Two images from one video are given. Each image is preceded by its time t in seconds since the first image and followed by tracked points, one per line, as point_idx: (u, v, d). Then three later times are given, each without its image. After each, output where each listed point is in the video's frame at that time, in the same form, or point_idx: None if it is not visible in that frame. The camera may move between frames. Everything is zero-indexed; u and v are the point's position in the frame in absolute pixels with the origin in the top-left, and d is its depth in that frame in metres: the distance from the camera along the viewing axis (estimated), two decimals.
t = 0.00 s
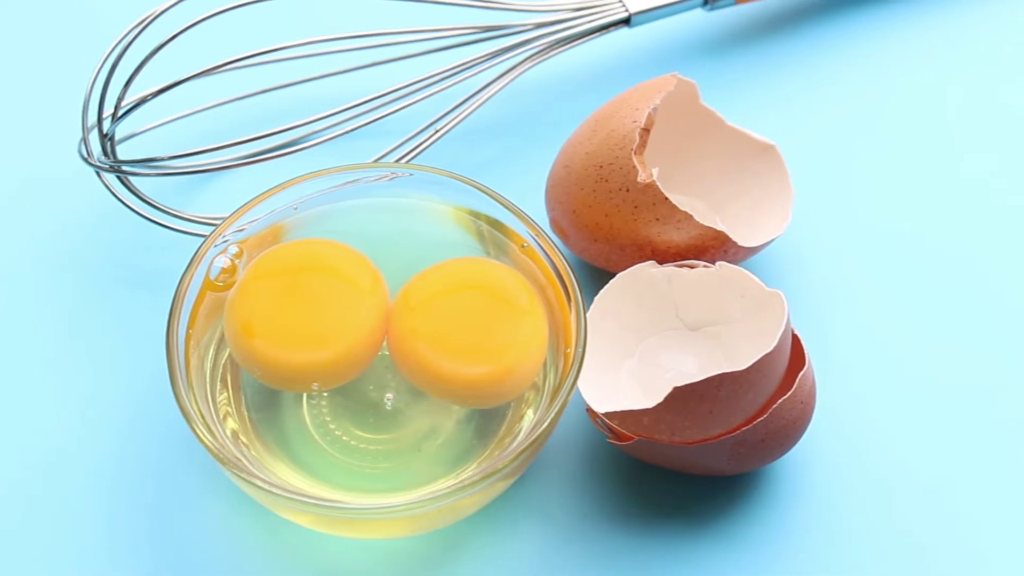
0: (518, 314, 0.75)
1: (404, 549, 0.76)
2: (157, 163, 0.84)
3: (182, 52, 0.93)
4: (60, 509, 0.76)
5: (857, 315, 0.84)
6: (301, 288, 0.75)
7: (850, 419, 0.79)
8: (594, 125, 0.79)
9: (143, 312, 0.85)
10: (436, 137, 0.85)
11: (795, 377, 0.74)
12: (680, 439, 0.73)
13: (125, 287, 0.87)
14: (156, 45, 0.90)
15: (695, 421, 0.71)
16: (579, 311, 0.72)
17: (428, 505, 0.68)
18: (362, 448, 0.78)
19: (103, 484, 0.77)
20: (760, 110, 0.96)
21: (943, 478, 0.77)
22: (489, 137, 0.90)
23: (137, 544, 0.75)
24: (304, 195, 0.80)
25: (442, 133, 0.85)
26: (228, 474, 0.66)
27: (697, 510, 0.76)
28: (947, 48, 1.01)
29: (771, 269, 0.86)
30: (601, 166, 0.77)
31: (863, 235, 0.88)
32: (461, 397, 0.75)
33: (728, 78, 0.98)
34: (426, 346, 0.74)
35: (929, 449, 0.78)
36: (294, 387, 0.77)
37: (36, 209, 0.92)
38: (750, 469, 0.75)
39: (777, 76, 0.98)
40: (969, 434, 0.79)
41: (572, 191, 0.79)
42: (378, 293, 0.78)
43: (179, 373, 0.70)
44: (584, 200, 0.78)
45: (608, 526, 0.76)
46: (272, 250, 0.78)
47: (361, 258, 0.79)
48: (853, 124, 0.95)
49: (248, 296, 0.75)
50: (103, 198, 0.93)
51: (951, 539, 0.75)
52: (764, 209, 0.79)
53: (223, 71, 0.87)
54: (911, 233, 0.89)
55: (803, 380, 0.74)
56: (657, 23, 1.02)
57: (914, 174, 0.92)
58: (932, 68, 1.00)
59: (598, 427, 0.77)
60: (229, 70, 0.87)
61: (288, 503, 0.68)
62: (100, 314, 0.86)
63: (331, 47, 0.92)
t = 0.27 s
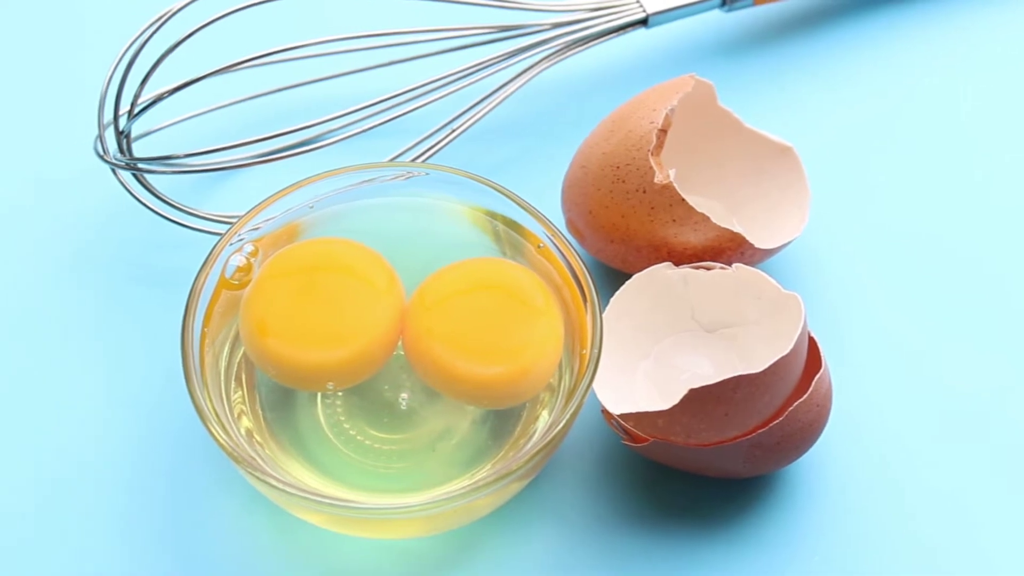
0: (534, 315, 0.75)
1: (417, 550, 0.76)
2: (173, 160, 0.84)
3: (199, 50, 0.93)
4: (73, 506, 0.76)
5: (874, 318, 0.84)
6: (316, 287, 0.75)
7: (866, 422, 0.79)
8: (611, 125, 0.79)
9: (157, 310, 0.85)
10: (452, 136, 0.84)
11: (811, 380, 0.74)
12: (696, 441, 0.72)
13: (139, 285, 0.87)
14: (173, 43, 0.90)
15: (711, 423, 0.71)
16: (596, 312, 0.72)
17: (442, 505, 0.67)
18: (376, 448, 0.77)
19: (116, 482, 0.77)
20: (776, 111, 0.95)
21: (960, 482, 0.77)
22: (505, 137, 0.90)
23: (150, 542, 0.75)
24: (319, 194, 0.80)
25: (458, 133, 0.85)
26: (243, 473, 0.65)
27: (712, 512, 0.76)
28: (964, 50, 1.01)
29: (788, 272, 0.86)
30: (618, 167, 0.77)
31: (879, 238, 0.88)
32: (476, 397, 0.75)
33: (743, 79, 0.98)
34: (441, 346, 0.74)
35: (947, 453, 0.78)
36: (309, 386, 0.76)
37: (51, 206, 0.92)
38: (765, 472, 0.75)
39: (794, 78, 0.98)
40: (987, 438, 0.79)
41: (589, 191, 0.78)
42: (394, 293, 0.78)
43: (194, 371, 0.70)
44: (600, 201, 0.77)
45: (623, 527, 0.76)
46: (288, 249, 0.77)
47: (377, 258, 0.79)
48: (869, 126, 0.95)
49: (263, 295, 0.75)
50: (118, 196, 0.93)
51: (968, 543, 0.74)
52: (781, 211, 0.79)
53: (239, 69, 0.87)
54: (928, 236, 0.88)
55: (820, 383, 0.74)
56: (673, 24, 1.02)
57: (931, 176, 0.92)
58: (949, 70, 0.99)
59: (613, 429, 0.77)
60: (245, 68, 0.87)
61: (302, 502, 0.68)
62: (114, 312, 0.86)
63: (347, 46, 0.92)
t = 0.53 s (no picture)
0: (544, 315, 0.75)
1: (426, 550, 0.76)
2: (183, 159, 0.84)
3: (210, 49, 0.93)
4: (82, 504, 0.76)
5: (886, 318, 0.84)
6: (326, 286, 0.75)
7: (877, 424, 0.79)
8: (622, 126, 0.79)
9: (167, 309, 0.85)
10: (463, 136, 0.84)
11: (822, 382, 0.74)
12: (706, 443, 0.72)
13: (149, 284, 0.87)
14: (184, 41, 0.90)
15: (722, 425, 0.71)
16: (606, 312, 0.72)
17: (452, 506, 0.67)
18: (386, 448, 0.77)
19: (125, 480, 0.77)
20: (789, 111, 0.95)
21: (972, 484, 0.77)
22: (516, 137, 0.90)
23: (159, 540, 0.75)
24: (330, 193, 0.80)
25: (469, 133, 0.85)
26: (252, 473, 0.65)
27: (722, 513, 0.76)
28: (976, 50, 1.00)
29: (799, 273, 0.86)
30: (629, 167, 0.76)
31: (891, 239, 0.88)
32: (486, 398, 0.75)
33: (754, 79, 0.98)
34: (451, 346, 0.74)
35: (958, 455, 0.78)
36: (319, 386, 0.76)
37: (63, 207, 0.93)
38: (776, 473, 0.75)
39: (806, 78, 0.98)
40: (999, 440, 0.78)
41: (600, 192, 0.78)
42: (404, 293, 0.78)
43: (203, 370, 0.70)
44: (611, 202, 0.77)
45: (633, 529, 0.76)
46: (298, 249, 0.77)
47: (387, 258, 0.79)
48: (881, 126, 0.94)
49: (273, 294, 0.74)
50: (129, 196, 0.93)
51: (980, 546, 0.74)
52: (792, 213, 0.79)
53: (250, 68, 0.87)
54: (939, 236, 0.88)
55: (831, 385, 0.74)
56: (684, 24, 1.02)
57: (943, 177, 0.91)
58: (961, 69, 0.99)
59: (624, 430, 0.77)
60: (256, 67, 0.87)
61: (311, 502, 0.68)
62: (125, 311, 0.86)
63: (358, 45, 0.92)
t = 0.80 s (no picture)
0: (555, 315, 0.74)
1: (435, 551, 0.76)
2: (194, 158, 0.84)
3: (221, 47, 0.93)
4: (91, 502, 0.76)
5: (899, 320, 0.83)
6: (336, 286, 0.74)
7: (888, 425, 0.79)
8: (633, 126, 0.79)
9: (178, 308, 0.85)
10: (474, 136, 0.84)
11: (833, 383, 0.74)
12: (717, 445, 0.72)
13: (160, 283, 0.87)
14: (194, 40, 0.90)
15: (733, 427, 0.71)
16: (617, 313, 0.71)
17: (462, 507, 0.67)
18: (395, 447, 0.77)
19: (134, 478, 0.77)
20: (801, 112, 0.95)
21: (984, 487, 0.76)
22: (528, 137, 0.90)
23: (168, 539, 0.75)
24: (340, 193, 0.80)
25: (480, 132, 0.85)
26: (262, 472, 0.65)
27: (732, 514, 0.76)
28: (990, 50, 1.00)
29: (810, 274, 0.86)
30: (640, 168, 0.76)
31: (903, 240, 0.88)
32: (496, 398, 0.75)
33: (765, 78, 0.97)
34: (462, 346, 0.74)
35: (971, 457, 0.77)
36: (329, 386, 0.76)
37: (75, 206, 0.93)
38: (787, 475, 0.75)
39: (818, 78, 0.97)
40: (1012, 442, 0.78)
41: (611, 192, 0.78)
42: (414, 293, 0.77)
43: (213, 369, 0.70)
44: (622, 202, 0.77)
45: (642, 530, 0.76)
46: (308, 248, 0.77)
47: (398, 258, 0.79)
48: (894, 127, 0.94)
49: (283, 293, 0.74)
50: (140, 194, 0.93)
51: (993, 548, 0.74)
52: (804, 214, 0.78)
53: (261, 67, 0.87)
54: (952, 238, 0.88)
55: (842, 386, 0.73)
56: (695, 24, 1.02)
57: (956, 178, 0.91)
58: (974, 69, 0.98)
59: (634, 431, 0.76)
60: (267, 65, 0.87)
61: (320, 501, 0.68)
62: (135, 309, 0.86)
63: (370, 44, 0.92)
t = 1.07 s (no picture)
0: (569, 316, 0.74)
1: (447, 551, 0.75)
2: (208, 156, 0.84)
3: (236, 46, 0.93)
4: (103, 500, 0.76)
5: (915, 322, 0.83)
6: (350, 285, 0.74)
7: (903, 427, 0.79)
8: (649, 127, 0.79)
9: (190, 307, 0.85)
10: (489, 136, 0.84)
11: (848, 386, 0.73)
12: (731, 447, 0.72)
13: (172, 281, 0.87)
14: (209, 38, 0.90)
15: (748, 429, 0.71)
16: (632, 314, 0.71)
17: (475, 507, 0.67)
18: (409, 448, 0.77)
19: (145, 476, 0.77)
20: (816, 113, 0.95)
21: (1000, 491, 0.76)
22: (542, 137, 0.90)
23: (180, 538, 0.75)
24: (355, 192, 0.80)
25: (495, 132, 0.85)
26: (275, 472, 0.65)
27: (746, 516, 0.75)
28: (1007, 51, 0.99)
29: (825, 276, 0.85)
30: (655, 169, 0.76)
31: (918, 242, 0.87)
32: (510, 399, 0.74)
33: (779, 79, 0.97)
34: (475, 347, 0.74)
35: (987, 461, 0.77)
36: (342, 386, 0.76)
37: (88, 204, 0.93)
38: (801, 477, 0.75)
39: (833, 80, 0.97)
40: None
41: (626, 193, 0.78)
42: (428, 293, 0.77)
43: (226, 367, 0.69)
44: (637, 203, 0.77)
45: (656, 531, 0.76)
46: (322, 247, 0.77)
47: (412, 258, 0.79)
48: (909, 128, 0.94)
49: (297, 292, 0.74)
50: (154, 192, 0.93)
51: (1009, 552, 0.74)
52: (820, 216, 0.78)
53: (276, 65, 0.87)
54: (968, 241, 0.87)
55: (857, 389, 0.73)
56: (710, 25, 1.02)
57: (972, 180, 0.91)
58: (992, 71, 0.98)
59: (648, 433, 0.76)
60: (282, 64, 0.87)
61: (334, 501, 0.68)
62: (148, 308, 0.86)
63: (384, 44, 0.92)
